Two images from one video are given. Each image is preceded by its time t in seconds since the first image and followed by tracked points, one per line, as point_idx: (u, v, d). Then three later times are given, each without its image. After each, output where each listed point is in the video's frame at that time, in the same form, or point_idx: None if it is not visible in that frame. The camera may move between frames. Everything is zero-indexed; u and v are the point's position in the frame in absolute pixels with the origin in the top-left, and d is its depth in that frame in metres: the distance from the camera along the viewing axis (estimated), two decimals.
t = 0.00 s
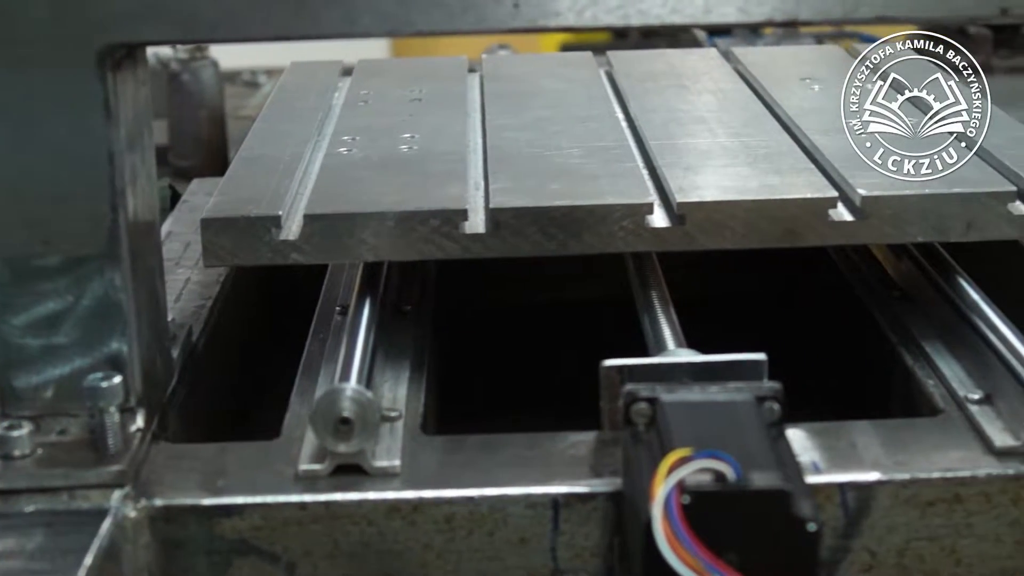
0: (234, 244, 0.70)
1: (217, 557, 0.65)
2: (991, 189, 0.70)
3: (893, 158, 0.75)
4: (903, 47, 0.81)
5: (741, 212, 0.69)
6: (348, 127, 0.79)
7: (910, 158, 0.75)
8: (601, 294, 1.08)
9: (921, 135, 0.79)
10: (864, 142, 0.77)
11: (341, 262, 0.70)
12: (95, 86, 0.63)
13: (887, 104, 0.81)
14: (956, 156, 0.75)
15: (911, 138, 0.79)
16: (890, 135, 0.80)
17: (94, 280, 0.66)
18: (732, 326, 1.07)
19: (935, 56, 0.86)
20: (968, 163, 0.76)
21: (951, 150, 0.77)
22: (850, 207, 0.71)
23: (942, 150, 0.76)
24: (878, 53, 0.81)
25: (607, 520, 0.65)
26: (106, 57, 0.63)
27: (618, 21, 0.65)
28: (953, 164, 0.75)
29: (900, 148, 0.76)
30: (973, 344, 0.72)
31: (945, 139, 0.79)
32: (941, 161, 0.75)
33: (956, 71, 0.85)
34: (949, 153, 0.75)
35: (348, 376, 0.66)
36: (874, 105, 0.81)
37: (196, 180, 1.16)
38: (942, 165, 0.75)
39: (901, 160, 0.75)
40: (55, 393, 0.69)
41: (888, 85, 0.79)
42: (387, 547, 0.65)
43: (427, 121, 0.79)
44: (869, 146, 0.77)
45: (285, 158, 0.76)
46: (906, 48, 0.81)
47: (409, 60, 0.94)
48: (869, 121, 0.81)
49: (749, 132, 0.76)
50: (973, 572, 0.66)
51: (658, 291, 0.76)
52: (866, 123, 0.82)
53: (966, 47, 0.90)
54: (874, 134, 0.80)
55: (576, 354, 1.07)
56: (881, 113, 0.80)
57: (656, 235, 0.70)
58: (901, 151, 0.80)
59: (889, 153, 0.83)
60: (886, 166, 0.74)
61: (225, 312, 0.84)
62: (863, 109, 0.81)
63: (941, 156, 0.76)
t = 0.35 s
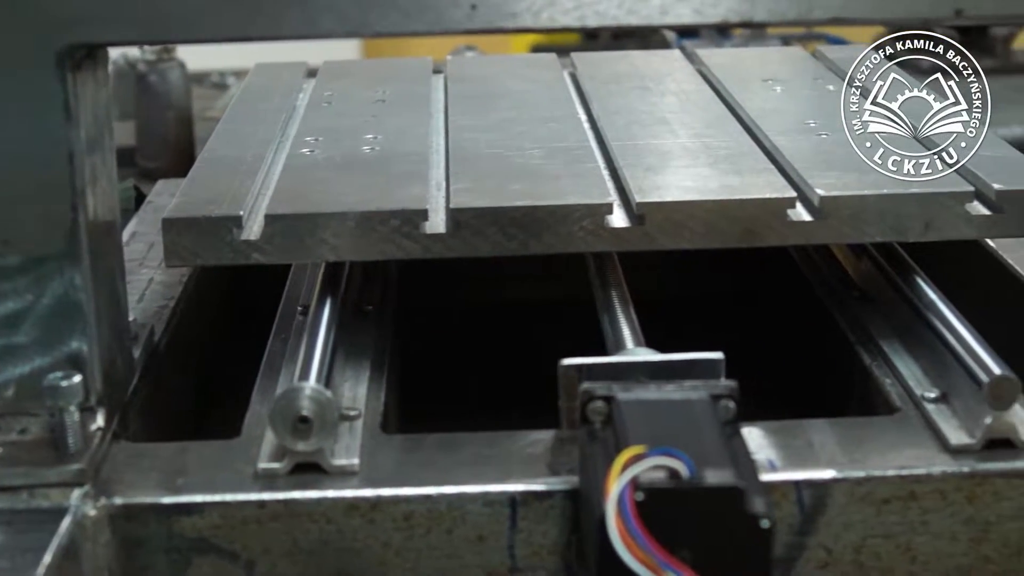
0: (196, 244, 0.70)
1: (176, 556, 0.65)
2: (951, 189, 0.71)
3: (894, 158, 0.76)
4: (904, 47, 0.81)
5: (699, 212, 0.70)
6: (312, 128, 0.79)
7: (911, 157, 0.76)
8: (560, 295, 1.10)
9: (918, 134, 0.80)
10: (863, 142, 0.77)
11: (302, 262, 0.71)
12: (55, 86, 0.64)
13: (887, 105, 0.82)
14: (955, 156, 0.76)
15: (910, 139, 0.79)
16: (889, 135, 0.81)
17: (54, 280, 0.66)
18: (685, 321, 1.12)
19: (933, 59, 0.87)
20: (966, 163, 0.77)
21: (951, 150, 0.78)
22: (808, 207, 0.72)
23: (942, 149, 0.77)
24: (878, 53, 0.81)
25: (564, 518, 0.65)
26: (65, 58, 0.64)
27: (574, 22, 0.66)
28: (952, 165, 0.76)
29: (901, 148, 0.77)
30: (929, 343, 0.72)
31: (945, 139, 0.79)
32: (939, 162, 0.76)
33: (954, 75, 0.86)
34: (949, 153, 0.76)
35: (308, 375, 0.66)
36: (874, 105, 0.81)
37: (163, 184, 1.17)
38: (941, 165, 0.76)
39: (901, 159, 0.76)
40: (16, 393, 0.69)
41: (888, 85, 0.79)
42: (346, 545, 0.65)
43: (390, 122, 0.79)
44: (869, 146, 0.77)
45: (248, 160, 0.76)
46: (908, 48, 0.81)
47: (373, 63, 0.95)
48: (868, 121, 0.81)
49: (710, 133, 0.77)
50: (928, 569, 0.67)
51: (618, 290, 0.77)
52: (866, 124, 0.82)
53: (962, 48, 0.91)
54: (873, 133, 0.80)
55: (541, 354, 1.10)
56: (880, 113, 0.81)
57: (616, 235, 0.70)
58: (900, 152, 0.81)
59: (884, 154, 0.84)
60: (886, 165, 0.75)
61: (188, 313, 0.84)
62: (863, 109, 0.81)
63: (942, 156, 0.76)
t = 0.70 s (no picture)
0: (154, 243, 0.70)
1: (132, 554, 0.65)
2: (907, 186, 0.71)
3: (893, 158, 0.75)
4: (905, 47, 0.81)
5: (656, 209, 0.70)
6: (273, 128, 0.79)
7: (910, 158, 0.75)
8: (524, 296, 1.10)
9: (918, 135, 0.79)
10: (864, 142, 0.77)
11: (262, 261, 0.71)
12: (10, 85, 0.64)
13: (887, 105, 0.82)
14: (955, 156, 0.76)
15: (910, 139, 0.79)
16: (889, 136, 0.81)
17: (11, 278, 0.66)
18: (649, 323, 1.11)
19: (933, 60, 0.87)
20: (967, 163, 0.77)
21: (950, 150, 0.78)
22: (766, 205, 0.72)
23: (942, 149, 0.77)
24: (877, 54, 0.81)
25: (520, 515, 0.65)
26: (20, 57, 0.64)
27: (528, 20, 0.66)
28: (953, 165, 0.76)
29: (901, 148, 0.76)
30: (885, 340, 0.73)
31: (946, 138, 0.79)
32: (938, 163, 0.76)
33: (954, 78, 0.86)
34: (950, 153, 0.76)
35: (264, 372, 0.66)
36: (873, 105, 0.81)
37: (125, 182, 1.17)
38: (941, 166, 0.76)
39: (900, 160, 0.75)
40: None
41: (886, 85, 0.79)
42: (302, 543, 0.65)
43: (351, 120, 0.80)
44: (869, 146, 0.76)
45: (207, 159, 0.76)
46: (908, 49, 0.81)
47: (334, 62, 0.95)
48: (868, 121, 0.81)
49: (671, 131, 0.77)
50: (883, 565, 0.67)
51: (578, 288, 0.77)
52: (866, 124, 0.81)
53: (962, 49, 0.91)
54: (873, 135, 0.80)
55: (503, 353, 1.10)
56: (879, 114, 0.80)
57: (573, 232, 0.71)
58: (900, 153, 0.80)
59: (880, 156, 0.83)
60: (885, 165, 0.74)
61: (149, 313, 0.85)
62: (863, 109, 0.81)
63: (942, 155, 0.76)
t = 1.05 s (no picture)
0: (103, 245, 0.70)
1: (79, 557, 0.65)
2: (855, 185, 0.71)
3: (893, 158, 0.75)
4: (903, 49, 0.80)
5: (604, 208, 0.70)
6: (224, 129, 0.79)
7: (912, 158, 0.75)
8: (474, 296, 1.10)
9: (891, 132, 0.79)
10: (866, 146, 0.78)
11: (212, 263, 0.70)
12: None
13: (886, 105, 0.81)
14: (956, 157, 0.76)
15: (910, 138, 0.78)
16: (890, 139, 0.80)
17: None
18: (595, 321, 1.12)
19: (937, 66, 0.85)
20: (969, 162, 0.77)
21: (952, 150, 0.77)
22: (716, 204, 0.72)
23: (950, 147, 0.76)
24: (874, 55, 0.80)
25: (466, 515, 0.65)
26: None
27: (473, 20, 0.66)
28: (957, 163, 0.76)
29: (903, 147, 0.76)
30: (834, 338, 0.73)
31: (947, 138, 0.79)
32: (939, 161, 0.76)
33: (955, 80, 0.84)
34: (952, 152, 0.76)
35: (211, 374, 0.66)
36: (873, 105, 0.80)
37: (68, 192, 1.16)
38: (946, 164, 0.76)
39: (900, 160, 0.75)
40: None
41: (885, 85, 0.78)
42: (249, 544, 0.65)
43: (303, 121, 0.80)
44: (869, 146, 0.76)
45: (158, 161, 0.76)
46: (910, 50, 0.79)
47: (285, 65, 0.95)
48: (867, 121, 0.80)
49: (623, 131, 0.77)
50: (832, 563, 0.67)
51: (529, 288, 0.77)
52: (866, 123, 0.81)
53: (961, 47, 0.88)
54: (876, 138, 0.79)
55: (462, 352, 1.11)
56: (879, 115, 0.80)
57: (522, 232, 0.71)
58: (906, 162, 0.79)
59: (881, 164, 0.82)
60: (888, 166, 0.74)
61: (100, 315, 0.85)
62: (862, 109, 0.80)
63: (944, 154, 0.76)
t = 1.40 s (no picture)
0: (42, 247, 0.69)
1: (15, 561, 0.65)
2: (795, 185, 0.70)
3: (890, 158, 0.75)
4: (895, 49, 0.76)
5: (543, 208, 0.70)
6: (166, 129, 0.79)
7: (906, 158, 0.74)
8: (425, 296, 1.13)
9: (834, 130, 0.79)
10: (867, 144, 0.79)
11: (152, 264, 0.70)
12: None
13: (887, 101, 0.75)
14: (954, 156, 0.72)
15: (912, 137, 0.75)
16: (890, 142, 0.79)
17: None
18: (527, 320, 1.14)
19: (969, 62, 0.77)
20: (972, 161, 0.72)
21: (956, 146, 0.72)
22: (656, 203, 0.72)
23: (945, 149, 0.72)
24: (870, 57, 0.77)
25: (403, 516, 0.66)
26: None
27: (408, 21, 0.65)
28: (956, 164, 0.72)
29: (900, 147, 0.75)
30: (774, 337, 0.73)
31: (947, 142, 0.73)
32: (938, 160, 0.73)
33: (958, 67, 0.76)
34: (952, 150, 0.72)
35: (147, 377, 0.66)
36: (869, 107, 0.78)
37: (14, 194, 1.15)
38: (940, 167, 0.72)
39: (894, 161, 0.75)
40: None
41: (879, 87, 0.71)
42: (186, 546, 0.65)
43: (245, 121, 0.80)
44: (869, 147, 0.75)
45: (99, 163, 0.76)
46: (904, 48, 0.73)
47: (234, 63, 0.94)
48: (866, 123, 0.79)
49: (566, 131, 0.77)
50: (769, 563, 0.67)
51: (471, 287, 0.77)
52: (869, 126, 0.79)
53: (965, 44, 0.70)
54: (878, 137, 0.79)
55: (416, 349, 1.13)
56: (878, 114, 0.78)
57: (461, 232, 0.70)
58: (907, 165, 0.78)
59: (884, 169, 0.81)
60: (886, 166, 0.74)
61: (43, 316, 0.85)
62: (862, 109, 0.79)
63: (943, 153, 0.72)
